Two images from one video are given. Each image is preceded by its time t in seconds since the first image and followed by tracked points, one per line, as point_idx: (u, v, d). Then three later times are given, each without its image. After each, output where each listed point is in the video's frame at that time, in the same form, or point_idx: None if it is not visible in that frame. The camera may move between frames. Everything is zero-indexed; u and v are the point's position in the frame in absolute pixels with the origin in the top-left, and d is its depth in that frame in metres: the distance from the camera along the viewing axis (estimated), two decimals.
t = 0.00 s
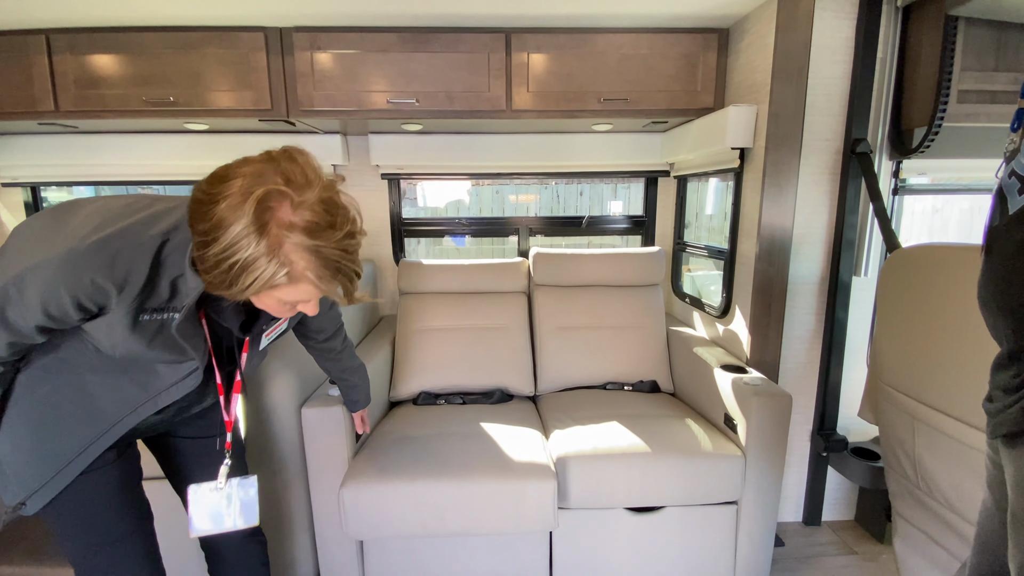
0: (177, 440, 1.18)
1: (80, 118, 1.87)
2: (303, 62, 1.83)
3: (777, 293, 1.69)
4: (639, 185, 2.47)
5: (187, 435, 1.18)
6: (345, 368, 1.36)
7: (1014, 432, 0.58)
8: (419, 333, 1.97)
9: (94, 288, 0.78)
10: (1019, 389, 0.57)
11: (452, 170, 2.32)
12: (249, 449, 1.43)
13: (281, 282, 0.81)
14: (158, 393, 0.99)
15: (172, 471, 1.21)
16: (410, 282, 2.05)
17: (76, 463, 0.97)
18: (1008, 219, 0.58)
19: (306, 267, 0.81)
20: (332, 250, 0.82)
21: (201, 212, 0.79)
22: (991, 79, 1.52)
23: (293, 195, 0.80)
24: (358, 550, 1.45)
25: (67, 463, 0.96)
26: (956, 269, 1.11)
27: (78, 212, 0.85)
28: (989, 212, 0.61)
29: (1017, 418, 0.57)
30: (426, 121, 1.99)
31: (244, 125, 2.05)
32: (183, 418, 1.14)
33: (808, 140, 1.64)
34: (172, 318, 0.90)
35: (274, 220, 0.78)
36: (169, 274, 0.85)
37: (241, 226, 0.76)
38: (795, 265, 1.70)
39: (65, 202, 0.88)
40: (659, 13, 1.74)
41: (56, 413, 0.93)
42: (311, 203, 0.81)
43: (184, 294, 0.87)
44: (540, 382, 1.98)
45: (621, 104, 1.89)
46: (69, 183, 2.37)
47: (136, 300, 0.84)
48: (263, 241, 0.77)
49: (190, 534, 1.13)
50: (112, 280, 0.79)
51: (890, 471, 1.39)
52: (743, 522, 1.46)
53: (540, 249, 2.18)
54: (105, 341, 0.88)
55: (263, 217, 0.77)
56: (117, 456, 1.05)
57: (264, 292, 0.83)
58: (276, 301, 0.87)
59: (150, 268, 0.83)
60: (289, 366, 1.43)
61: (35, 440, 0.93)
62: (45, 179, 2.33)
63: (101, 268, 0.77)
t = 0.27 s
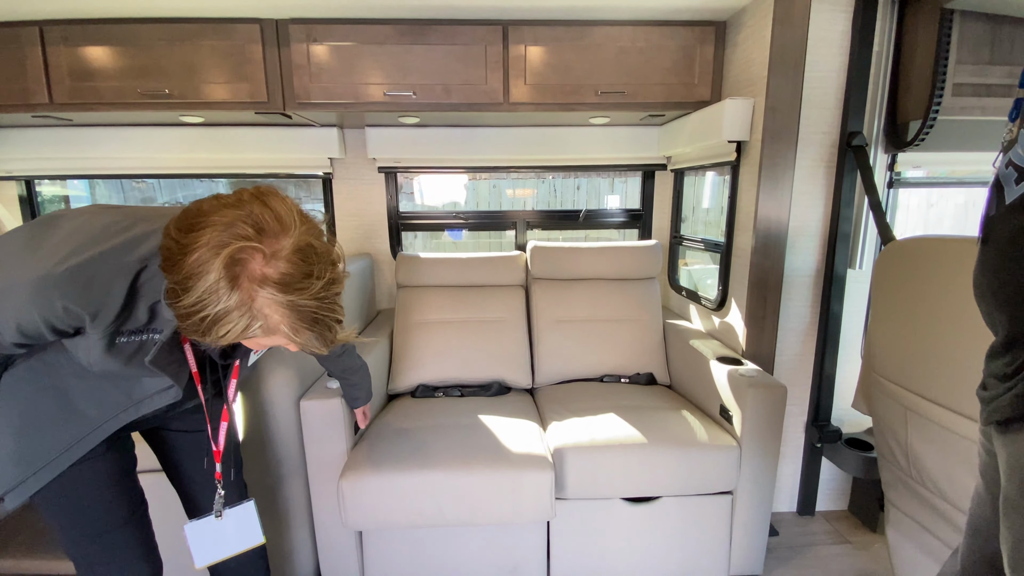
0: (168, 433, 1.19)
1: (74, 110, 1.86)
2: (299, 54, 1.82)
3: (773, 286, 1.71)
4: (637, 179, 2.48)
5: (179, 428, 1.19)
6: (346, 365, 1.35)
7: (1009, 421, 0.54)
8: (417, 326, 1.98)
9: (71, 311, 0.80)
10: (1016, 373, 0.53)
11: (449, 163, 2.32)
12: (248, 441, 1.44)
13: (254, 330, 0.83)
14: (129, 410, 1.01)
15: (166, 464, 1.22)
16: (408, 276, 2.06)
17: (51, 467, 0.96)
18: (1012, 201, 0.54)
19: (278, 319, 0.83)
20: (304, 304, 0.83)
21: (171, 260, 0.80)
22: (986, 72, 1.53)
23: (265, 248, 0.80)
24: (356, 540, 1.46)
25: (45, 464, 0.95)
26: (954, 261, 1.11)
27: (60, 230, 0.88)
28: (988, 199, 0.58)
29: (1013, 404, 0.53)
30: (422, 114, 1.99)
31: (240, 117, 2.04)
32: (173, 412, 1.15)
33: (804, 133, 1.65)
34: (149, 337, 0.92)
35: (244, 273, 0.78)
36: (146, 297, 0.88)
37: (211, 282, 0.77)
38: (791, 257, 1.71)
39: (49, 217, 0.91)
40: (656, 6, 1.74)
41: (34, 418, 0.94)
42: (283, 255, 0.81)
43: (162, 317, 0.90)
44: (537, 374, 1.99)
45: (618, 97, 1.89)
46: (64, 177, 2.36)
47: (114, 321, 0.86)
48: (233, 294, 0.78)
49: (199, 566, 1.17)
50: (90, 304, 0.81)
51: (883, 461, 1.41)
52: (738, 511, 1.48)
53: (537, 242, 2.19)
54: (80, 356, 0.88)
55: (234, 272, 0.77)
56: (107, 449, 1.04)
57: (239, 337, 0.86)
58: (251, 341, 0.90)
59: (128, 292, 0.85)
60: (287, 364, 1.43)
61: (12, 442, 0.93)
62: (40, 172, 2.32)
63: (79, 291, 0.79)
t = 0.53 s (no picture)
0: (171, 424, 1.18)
1: (70, 103, 1.85)
2: (297, 46, 1.81)
3: (771, 279, 1.71)
4: (635, 173, 2.48)
5: (184, 419, 1.18)
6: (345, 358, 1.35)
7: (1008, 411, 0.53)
8: (415, 319, 1.98)
9: (75, 301, 0.80)
10: (1014, 363, 0.52)
11: (448, 156, 2.31)
12: (248, 434, 1.44)
13: (259, 327, 0.85)
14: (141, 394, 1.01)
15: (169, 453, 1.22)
16: (407, 269, 2.06)
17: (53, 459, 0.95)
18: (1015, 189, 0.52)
19: (285, 320, 0.84)
20: (313, 309, 0.85)
21: (180, 253, 0.80)
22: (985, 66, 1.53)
23: (277, 252, 0.81)
24: (356, 532, 1.47)
25: (48, 456, 0.94)
26: (958, 252, 1.10)
27: (58, 223, 0.87)
28: (988, 190, 0.56)
29: (1010, 394, 0.52)
30: (421, 106, 1.98)
31: (238, 110, 2.03)
32: (178, 403, 1.15)
33: (803, 126, 1.65)
34: (152, 327, 0.92)
35: (255, 274, 0.79)
36: (148, 287, 0.88)
37: (221, 282, 0.77)
38: (789, 251, 1.72)
39: (46, 210, 0.91)
40: None
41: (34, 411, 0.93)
42: (294, 260, 0.82)
43: (165, 307, 0.91)
44: (536, 367, 2.00)
45: (617, 90, 1.89)
46: (60, 170, 2.34)
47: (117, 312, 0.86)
48: (244, 295, 0.79)
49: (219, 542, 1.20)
50: (94, 294, 0.82)
51: (879, 452, 1.42)
52: (735, 502, 1.49)
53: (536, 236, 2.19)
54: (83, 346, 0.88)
55: (245, 273, 0.78)
56: (114, 436, 1.04)
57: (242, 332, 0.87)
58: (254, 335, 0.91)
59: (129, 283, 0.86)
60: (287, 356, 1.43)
61: (12, 436, 0.91)
62: (36, 166, 2.30)
63: (82, 281, 0.80)
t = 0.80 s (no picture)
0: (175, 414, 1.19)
1: (68, 96, 1.84)
2: (295, 39, 1.80)
3: (772, 272, 1.71)
4: (636, 167, 2.47)
5: (189, 409, 1.19)
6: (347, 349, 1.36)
7: (1006, 402, 0.53)
8: (416, 313, 1.98)
9: (85, 292, 0.81)
10: (1014, 355, 0.52)
11: (448, 150, 2.31)
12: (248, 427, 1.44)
13: (268, 305, 0.85)
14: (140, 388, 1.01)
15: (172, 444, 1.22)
16: (407, 263, 2.06)
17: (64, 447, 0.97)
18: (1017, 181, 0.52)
19: (293, 296, 0.84)
20: (320, 283, 0.85)
21: (187, 235, 0.80)
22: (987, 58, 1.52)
23: (283, 227, 0.80)
24: (357, 523, 1.48)
25: (59, 443, 0.96)
26: (959, 245, 1.10)
27: (63, 212, 0.86)
28: (991, 183, 0.55)
29: (1009, 384, 0.52)
30: (420, 99, 1.97)
31: (236, 103, 2.02)
32: (183, 392, 1.15)
33: (803, 120, 1.65)
34: (160, 315, 0.95)
35: (262, 250, 0.79)
36: (156, 276, 0.90)
37: (229, 258, 0.77)
38: (789, 244, 1.72)
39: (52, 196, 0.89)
40: None
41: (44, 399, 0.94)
42: (300, 235, 0.82)
43: (173, 295, 0.92)
44: (536, 361, 2.00)
45: (617, 83, 1.88)
46: (59, 164, 2.33)
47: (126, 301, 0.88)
48: (252, 271, 0.79)
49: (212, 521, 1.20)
50: (104, 285, 0.83)
51: (877, 445, 1.42)
52: (734, 494, 1.50)
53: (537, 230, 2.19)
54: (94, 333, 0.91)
55: (253, 248, 0.78)
56: (121, 427, 1.05)
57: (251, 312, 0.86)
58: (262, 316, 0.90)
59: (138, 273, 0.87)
60: (287, 348, 1.43)
61: (25, 423, 0.94)
62: (34, 159, 2.29)
63: (91, 272, 0.81)
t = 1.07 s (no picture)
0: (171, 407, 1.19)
1: (65, 89, 1.83)
2: (293, 31, 1.79)
3: (772, 266, 1.71)
4: (636, 161, 2.46)
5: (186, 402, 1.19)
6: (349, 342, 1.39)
7: (1006, 392, 0.53)
8: (415, 307, 1.98)
9: (92, 266, 0.79)
10: (1013, 347, 0.52)
11: (447, 143, 2.30)
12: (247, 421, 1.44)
13: (280, 272, 0.83)
14: (149, 366, 1.00)
15: (165, 437, 1.23)
16: (406, 257, 2.05)
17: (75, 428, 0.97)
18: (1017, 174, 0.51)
19: (305, 260, 0.83)
20: (330, 245, 0.84)
21: (197, 204, 0.79)
22: (989, 51, 1.50)
23: (291, 189, 0.80)
24: (358, 516, 1.49)
25: (66, 425, 0.97)
26: (961, 238, 1.09)
27: (73, 190, 0.85)
28: (992, 175, 0.55)
29: (1009, 376, 0.52)
30: (419, 92, 1.96)
31: (235, 97, 2.01)
32: (181, 385, 1.15)
33: (804, 113, 1.64)
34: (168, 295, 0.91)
35: (272, 212, 0.78)
36: (162, 253, 0.85)
37: (240, 220, 0.76)
38: (789, 238, 1.72)
39: (62, 175, 0.89)
40: None
41: (53, 378, 0.94)
42: (309, 197, 0.81)
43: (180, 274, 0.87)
44: (535, 355, 2.00)
45: (617, 76, 1.87)
46: (57, 157, 2.32)
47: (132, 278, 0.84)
48: (264, 234, 0.78)
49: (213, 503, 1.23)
50: (110, 259, 0.80)
51: (876, 438, 1.43)
52: (733, 488, 1.50)
53: (537, 224, 2.18)
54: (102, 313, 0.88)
55: (263, 210, 0.77)
56: (115, 424, 1.05)
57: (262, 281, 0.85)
58: (273, 288, 0.88)
59: (145, 248, 0.83)
60: (289, 340, 1.43)
61: (35, 404, 0.94)
62: (33, 153, 2.29)
63: (96, 246, 0.78)
